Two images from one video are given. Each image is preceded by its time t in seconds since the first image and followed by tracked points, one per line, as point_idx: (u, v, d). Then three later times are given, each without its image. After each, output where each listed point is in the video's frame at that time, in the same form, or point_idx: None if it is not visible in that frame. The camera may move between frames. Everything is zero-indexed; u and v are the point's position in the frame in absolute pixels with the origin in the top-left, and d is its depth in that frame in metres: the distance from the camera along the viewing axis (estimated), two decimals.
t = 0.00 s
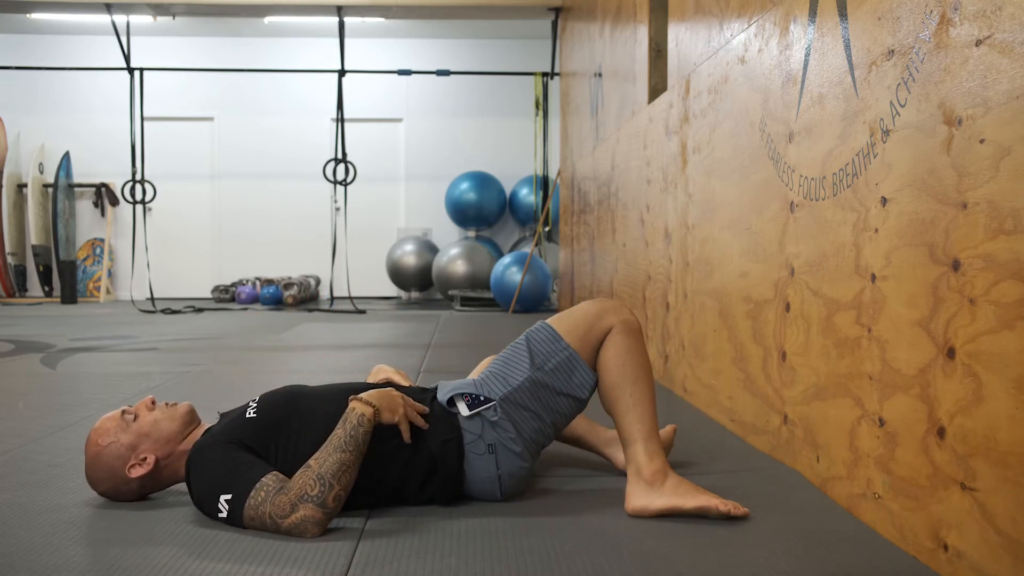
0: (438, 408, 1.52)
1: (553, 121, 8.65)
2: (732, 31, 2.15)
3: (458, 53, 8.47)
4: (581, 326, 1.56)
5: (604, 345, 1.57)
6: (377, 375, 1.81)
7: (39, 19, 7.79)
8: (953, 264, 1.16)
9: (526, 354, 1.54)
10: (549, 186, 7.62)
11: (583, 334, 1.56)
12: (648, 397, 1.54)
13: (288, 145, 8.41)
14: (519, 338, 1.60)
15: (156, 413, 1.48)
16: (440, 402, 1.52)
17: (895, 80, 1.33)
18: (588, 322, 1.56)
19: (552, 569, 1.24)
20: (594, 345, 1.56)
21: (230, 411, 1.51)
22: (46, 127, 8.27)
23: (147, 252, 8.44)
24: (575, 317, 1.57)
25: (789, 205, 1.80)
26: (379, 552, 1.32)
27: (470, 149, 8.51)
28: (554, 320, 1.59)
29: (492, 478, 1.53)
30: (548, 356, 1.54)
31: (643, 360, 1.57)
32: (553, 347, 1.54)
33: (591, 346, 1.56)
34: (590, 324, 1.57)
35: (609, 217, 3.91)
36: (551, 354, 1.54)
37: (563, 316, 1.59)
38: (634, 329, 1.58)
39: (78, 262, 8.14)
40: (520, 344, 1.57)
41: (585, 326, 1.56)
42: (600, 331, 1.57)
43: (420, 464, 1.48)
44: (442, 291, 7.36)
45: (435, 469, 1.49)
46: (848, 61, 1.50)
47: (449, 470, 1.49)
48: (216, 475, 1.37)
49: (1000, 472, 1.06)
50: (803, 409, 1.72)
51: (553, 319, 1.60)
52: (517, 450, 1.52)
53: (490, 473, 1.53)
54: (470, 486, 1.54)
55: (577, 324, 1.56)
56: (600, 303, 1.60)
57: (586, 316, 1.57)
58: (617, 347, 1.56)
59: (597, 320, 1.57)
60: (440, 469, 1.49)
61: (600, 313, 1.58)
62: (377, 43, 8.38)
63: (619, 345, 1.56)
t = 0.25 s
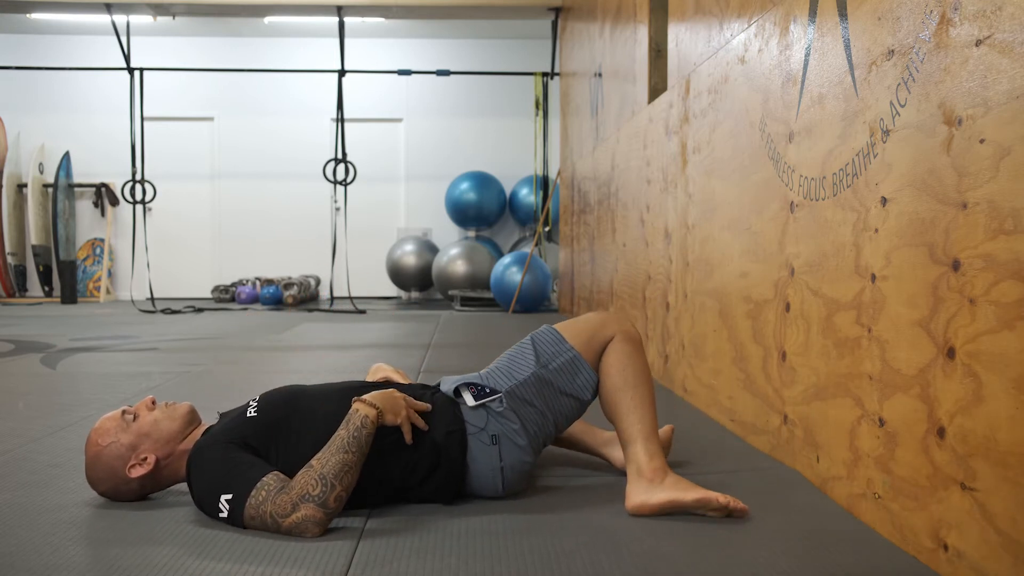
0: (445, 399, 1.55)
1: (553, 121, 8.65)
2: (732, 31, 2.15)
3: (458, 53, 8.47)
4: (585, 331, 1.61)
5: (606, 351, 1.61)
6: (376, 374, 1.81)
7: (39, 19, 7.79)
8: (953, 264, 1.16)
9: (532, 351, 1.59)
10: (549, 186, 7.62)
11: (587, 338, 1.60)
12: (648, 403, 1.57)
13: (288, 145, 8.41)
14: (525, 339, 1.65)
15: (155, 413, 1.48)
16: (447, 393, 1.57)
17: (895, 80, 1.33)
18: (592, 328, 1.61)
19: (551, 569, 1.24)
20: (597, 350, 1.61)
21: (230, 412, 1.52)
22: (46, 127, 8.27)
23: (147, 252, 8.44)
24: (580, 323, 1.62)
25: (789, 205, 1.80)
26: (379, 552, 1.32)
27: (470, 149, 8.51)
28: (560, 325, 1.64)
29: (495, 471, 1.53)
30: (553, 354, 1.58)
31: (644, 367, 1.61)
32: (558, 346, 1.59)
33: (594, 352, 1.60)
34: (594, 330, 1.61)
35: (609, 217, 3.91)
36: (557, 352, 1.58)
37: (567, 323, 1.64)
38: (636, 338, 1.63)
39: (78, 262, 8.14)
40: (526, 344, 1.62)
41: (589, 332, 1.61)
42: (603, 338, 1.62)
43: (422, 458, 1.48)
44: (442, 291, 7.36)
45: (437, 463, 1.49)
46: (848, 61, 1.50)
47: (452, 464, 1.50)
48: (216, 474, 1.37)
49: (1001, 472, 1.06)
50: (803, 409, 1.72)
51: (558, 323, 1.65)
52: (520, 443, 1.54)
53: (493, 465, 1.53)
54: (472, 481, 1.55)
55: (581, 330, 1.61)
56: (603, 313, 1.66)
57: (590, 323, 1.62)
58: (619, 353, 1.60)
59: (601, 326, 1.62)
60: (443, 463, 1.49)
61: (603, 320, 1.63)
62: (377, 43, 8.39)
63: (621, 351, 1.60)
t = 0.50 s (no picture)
0: (448, 392, 1.56)
1: (553, 122, 8.66)
2: (732, 31, 2.15)
3: (458, 53, 8.47)
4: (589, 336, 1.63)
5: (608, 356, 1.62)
6: (375, 373, 1.81)
7: (39, 19, 7.79)
8: (954, 264, 1.16)
9: (536, 351, 1.61)
10: (549, 186, 7.62)
11: (590, 342, 1.62)
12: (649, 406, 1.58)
13: (288, 145, 8.41)
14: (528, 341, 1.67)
15: (155, 413, 1.48)
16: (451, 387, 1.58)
17: (895, 80, 1.33)
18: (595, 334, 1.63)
19: (550, 569, 1.24)
20: (600, 354, 1.62)
21: (231, 411, 1.52)
22: (46, 127, 8.27)
23: (147, 252, 8.44)
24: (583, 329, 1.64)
25: (789, 205, 1.80)
26: (379, 552, 1.32)
27: (470, 149, 8.51)
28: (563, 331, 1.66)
29: (496, 465, 1.53)
30: (557, 355, 1.60)
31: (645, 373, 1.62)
32: (562, 348, 1.61)
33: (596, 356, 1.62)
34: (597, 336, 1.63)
35: (609, 217, 3.91)
36: (561, 354, 1.60)
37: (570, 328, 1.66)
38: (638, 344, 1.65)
39: (78, 262, 8.13)
40: (530, 345, 1.64)
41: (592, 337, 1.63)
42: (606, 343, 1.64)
43: (423, 454, 1.48)
44: (442, 291, 7.36)
45: (439, 458, 1.49)
46: (848, 61, 1.50)
47: (454, 460, 1.50)
48: (217, 474, 1.37)
49: (1001, 472, 1.06)
50: (803, 409, 1.72)
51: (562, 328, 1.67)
52: (521, 439, 1.54)
53: (494, 460, 1.53)
54: (473, 477, 1.54)
55: (584, 334, 1.63)
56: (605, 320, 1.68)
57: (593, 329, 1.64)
58: (621, 358, 1.62)
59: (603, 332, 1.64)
60: (445, 459, 1.49)
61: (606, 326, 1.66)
62: (377, 43, 8.39)
63: (622, 356, 1.62)
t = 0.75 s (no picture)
0: (450, 387, 1.57)
1: (553, 121, 8.66)
2: (732, 31, 2.15)
3: (458, 53, 8.47)
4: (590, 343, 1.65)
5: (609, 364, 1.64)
6: (375, 371, 1.82)
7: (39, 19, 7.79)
8: (953, 264, 1.16)
9: (539, 351, 1.63)
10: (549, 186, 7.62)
11: (590, 348, 1.64)
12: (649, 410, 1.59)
13: (287, 145, 8.41)
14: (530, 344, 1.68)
15: (156, 413, 1.48)
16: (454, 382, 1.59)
17: (895, 80, 1.33)
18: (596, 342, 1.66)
19: (549, 570, 1.24)
20: (600, 360, 1.64)
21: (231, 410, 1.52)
22: (46, 127, 8.26)
23: (147, 252, 8.43)
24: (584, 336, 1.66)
25: (789, 205, 1.80)
26: (379, 552, 1.32)
27: (470, 149, 8.51)
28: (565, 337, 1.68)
29: (497, 460, 1.53)
30: (560, 356, 1.62)
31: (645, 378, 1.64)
32: (564, 350, 1.63)
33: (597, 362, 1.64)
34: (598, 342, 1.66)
35: (609, 217, 3.91)
36: (563, 355, 1.62)
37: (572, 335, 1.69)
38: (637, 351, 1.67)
39: (78, 262, 8.13)
40: (533, 347, 1.65)
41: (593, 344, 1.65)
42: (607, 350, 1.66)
43: (424, 451, 1.48)
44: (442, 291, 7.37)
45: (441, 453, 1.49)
46: (847, 61, 1.50)
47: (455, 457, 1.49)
48: (217, 474, 1.37)
49: (1001, 472, 1.06)
50: (803, 409, 1.72)
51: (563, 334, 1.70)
52: (522, 435, 1.54)
53: (495, 455, 1.53)
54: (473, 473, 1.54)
55: (585, 341, 1.66)
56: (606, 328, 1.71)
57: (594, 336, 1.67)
58: (621, 365, 1.64)
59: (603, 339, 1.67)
60: (446, 454, 1.49)
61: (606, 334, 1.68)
62: (377, 43, 8.39)
63: (622, 362, 1.64)
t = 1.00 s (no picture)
0: (451, 384, 1.57)
1: (553, 121, 8.66)
2: (732, 32, 2.15)
3: (458, 53, 8.46)
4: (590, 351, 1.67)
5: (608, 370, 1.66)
6: (374, 371, 1.81)
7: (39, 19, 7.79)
8: (953, 264, 1.16)
9: (540, 353, 1.65)
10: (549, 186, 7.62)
11: (591, 355, 1.66)
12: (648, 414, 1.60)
13: (287, 145, 8.41)
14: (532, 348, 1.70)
15: (156, 413, 1.48)
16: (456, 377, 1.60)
17: (895, 80, 1.33)
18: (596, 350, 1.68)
19: (549, 570, 1.24)
20: (600, 367, 1.66)
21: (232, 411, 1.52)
22: (46, 126, 8.26)
23: (147, 252, 8.43)
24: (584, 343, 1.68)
25: (789, 205, 1.80)
26: (379, 552, 1.31)
27: (470, 149, 8.51)
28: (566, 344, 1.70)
29: (499, 454, 1.52)
30: (560, 358, 1.64)
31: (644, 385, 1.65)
32: (565, 353, 1.65)
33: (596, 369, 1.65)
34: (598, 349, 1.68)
35: (609, 217, 3.91)
36: (563, 359, 1.64)
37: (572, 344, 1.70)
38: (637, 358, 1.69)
39: (78, 262, 8.13)
40: (535, 349, 1.67)
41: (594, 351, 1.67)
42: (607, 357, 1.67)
43: (426, 450, 1.48)
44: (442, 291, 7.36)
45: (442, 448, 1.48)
46: (848, 61, 1.50)
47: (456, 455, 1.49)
48: (219, 473, 1.37)
49: (1001, 472, 1.06)
50: (803, 409, 1.72)
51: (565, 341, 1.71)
52: (524, 431, 1.54)
53: (497, 450, 1.52)
54: (474, 469, 1.54)
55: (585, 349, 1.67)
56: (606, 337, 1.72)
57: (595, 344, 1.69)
58: (621, 371, 1.65)
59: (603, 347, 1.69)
60: (447, 451, 1.48)
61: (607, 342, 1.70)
62: (377, 43, 8.38)
63: (622, 369, 1.65)
